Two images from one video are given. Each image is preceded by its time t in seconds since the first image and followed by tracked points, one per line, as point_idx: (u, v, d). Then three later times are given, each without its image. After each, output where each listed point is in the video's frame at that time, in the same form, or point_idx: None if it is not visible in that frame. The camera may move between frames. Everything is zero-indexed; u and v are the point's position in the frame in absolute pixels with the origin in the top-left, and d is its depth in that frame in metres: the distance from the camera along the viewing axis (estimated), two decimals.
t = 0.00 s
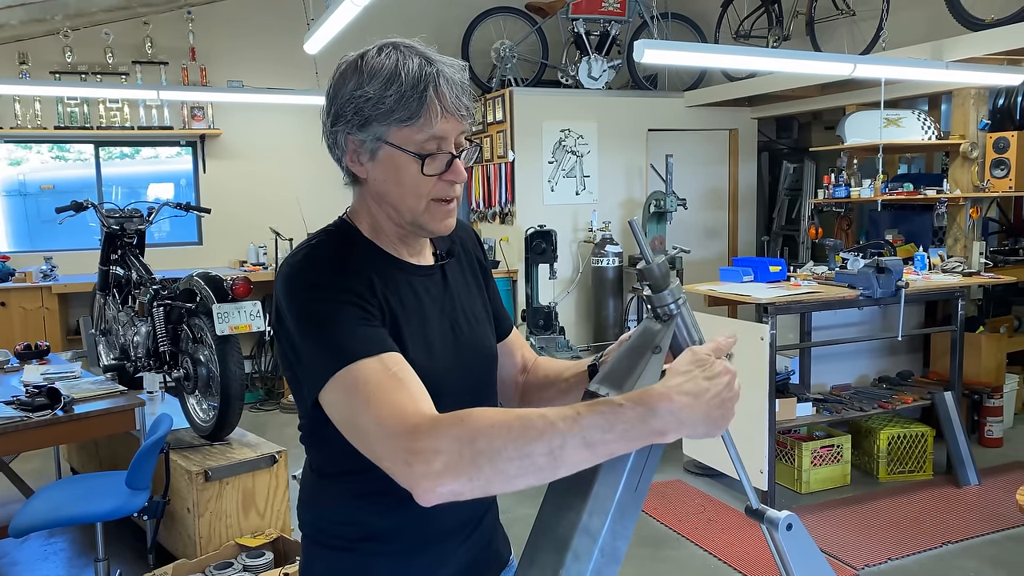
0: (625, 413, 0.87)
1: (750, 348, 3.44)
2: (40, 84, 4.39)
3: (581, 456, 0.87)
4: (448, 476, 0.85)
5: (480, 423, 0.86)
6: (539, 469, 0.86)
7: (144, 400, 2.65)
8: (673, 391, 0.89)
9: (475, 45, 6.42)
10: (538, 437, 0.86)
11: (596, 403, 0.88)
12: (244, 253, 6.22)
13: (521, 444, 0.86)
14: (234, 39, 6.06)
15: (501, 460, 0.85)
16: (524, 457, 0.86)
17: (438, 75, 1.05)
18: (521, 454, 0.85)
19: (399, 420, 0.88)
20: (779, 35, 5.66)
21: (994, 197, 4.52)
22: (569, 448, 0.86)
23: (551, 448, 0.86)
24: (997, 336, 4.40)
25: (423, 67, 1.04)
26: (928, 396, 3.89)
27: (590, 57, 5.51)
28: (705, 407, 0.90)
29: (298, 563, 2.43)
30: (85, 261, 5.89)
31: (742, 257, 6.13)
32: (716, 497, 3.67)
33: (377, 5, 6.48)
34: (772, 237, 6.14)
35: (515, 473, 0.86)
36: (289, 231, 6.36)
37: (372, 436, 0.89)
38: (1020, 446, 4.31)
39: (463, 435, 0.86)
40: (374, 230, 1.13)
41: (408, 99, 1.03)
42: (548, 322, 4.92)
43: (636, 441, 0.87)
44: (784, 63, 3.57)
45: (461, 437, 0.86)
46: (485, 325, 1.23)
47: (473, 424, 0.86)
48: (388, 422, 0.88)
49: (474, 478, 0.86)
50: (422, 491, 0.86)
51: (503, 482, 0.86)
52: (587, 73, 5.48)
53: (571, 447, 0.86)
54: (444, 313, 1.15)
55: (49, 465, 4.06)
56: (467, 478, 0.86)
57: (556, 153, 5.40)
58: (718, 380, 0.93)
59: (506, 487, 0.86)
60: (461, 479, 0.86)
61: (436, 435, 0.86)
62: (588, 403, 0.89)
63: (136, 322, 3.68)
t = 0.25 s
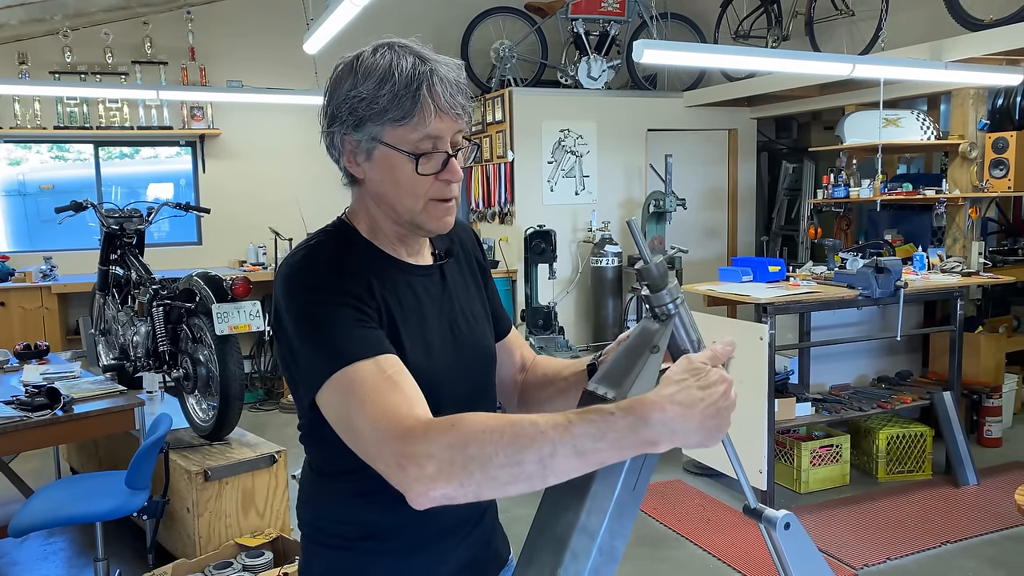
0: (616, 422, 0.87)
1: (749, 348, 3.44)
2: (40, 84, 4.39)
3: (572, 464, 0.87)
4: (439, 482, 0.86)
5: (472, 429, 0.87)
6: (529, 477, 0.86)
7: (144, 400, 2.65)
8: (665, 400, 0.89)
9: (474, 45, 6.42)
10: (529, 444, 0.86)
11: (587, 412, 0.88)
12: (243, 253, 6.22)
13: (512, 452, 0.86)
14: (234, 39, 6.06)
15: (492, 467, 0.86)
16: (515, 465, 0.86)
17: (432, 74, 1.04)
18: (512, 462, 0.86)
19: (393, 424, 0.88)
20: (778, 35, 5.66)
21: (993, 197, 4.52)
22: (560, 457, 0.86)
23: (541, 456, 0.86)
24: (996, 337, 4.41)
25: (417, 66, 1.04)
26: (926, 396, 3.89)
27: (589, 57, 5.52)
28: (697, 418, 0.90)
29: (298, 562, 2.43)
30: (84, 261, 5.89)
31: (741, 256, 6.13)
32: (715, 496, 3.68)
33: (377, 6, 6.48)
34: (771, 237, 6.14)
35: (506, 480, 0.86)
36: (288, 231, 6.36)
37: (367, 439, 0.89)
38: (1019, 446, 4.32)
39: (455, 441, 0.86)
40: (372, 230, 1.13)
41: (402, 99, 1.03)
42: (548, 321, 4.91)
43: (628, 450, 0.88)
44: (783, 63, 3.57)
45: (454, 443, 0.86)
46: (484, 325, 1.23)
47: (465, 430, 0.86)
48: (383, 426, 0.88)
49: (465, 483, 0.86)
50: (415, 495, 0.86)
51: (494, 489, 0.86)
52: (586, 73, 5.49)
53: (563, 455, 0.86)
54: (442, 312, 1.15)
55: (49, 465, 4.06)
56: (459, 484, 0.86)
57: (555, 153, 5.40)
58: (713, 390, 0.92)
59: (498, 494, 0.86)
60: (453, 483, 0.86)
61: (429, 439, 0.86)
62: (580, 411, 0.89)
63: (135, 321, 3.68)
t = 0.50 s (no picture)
0: (618, 433, 0.87)
1: (748, 349, 3.44)
2: (40, 85, 4.39)
3: (573, 472, 0.87)
4: (441, 488, 0.86)
5: (473, 436, 0.87)
6: (530, 485, 0.87)
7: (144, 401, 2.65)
8: (664, 411, 0.88)
9: (474, 46, 6.43)
10: (530, 453, 0.86)
11: (588, 421, 0.88)
12: (243, 254, 6.22)
13: (514, 460, 0.86)
14: (234, 39, 6.07)
15: (494, 474, 0.86)
16: (516, 473, 0.86)
17: (428, 73, 1.05)
18: (513, 470, 0.86)
19: (394, 430, 0.88)
20: (777, 36, 5.67)
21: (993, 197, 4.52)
22: (561, 465, 0.86)
23: (543, 465, 0.86)
24: (996, 337, 4.41)
25: (413, 66, 1.04)
26: (926, 397, 3.90)
27: (590, 58, 5.47)
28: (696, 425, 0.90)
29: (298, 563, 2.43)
30: (84, 262, 5.89)
31: (741, 257, 6.13)
32: (714, 497, 3.68)
33: (376, 6, 6.48)
34: (771, 238, 6.16)
35: (508, 487, 0.86)
36: (288, 232, 6.36)
37: (368, 445, 0.89)
38: (1018, 446, 4.32)
39: (456, 449, 0.86)
40: (372, 232, 1.13)
41: (399, 98, 1.03)
42: (548, 322, 4.90)
43: (628, 459, 0.88)
44: (783, 63, 3.57)
45: (457, 449, 0.86)
46: (485, 327, 1.23)
47: (466, 438, 0.86)
48: (384, 432, 0.88)
49: (467, 489, 0.86)
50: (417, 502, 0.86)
51: (496, 496, 0.86)
52: (586, 74, 5.47)
53: (564, 464, 0.86)
54: (442, 315, 1.15)
55: (49, 466, 4.06)
56: (461, 491, 0.86)
57: (555, 154, 5.40)
58: (713, 397, 0.92)
59: (499, 501, 0.87)
60: (455, 490, 0.86)
61: (430, 446, 0.86)
62: (580, 420, 0.89)
63: (135, 322, 3.68)
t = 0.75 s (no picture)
0: (625, 436, 0.88)
1: (748, 351, 3.45)
2: (40, 86, 4.40)
3: (581, 476, 0.88)
4: (450, 494, 0.86)
5: (481, 442, 0.87)
6: (539, 489, 0.87)
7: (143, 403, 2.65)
8: (672, 412, 0.89)
9: (473, 48, 6.44)
10: (538, 458, 0.86)
11: (596, 424, 0.89)
12: (242, 255, 6.22)
13: (523, 466, 0.86)
14: (234, 41, 6.07)
15: (503, 480, 0.86)
16: (525, 478, 0.86)
17: (417, 72, 1.05)
18: (522, 475, 0.86)
19: (401, 437, 0.88)
20: (777, 38, 5.69)
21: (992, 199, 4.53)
22: (569, 470, 0.87)
23: (551, 470, 0.87)
24: (995, 338, 4.42)
25: (400, 65, 1.05)
26: (926, 398, 3.90)
27: (588, 59, 5.53)
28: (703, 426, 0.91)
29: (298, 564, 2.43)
30: (83, 264, 5.89)
31: (740, 258, 6.14)
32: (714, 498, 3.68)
33: (376, 7, 6.49)
34: (770, 239, 6.17)
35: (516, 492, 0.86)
36: (287, 233, 6.35)
37: (375, 451, 0.90)
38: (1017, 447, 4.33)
39: (465, 454, 0.86)
40: (372, 235, 1.14)
41: (389, 99, 1.03)
42: (548, 323, 4.90)
43: (635, 462, 0.88)
44: (783, 65, 3.58)
45: (466, 455, 0.86)
46: (489, 328, 1.23)
47: (474, 444, 0.87)
48: (391, 439, 0.89)
49: (475, 495, 0.87)
50: (425, 507, 0.87)
51: (504, 501, 0.87)
52: (585, 75, 5.50)
53: (572, 468, 0.87)
54: (445, 316, 1.15)
55: (48, 467, 4.05)
56: (470, 496, 0.86)
57: (555, 155, 5.41)
58: (717, 399, 0.92)
59: (507, 506, 0.87)
60: (463, 496, 0.86)
61: (438, 452, 0.86)
62: (588, 424, 0.90)
63: (135, 324, 3.68)
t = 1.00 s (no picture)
0: (630, 436, 0.88)
1: (747, 352, 3.45)
2: (39, 88, 4.40)
3: (586, 476, 0.88)
4: (454, 495, 0.86)
5: (486, 442, 0.87)
6: (543, 490, 0.87)
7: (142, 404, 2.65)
8: (676, 413, 0.89)
9: (473, 50, 6.45)
10: (543, 457, 0.86)
11: (600, 424, 0.89)
12: (241, 257, 6.22)
13: (527, 465, 0.86)
14: (233, 43, 6.07)
15: (507, 480, 0.86)
16: (530, 477, 0.86)
17: (415, 76, 1.05)
18: (527, 475, 0.86)
19: (404, 437, 0.88)
20: (776, 40, 5.69)
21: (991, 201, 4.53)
22: (574, 470, 0.87)
23: (556, 469, 0.87)
24: (994, 340, 4.43)
25: (398, 69, 1.05)
26: (925, 399, 3.90)
27: (587, 61, 5.53)
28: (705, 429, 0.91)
29: (297, 566, 2.43)
30: (82, 265, 5.89)
31: (739, 260, 6.13)
32: (713, 500, 3.68)
33: (375, 9, 6.49)
34: (769, 241, 6.18)
35: (520, 492, 0.86)
36: (286, 234, 6.35)
37: (378, 452, 0.90)
38: (1016, 449, 4.33)
39: (469, 455, 0.86)
40: (375, 237, 1.14)
41: (387, 105, 1.03)
42: (547, 325, 4.90)
43: (639, 462, 0.88)
44: (782, 67, 3.59)
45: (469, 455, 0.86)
46: (491, 330, 1.23)
47: (478, 444, 0.87)
48: (394, 439, 0.89)
49: (480, 496, 0.86)
50: (429, 508, 0.87)
51: (508, 502, 0.87)
52: (584, 77, 5.50)
53: (577, 468, 0.87)
54: (447, 318, 1.15)
55: (47, 469, 4.05)
56: (474, 497, 0.87)
57: (554, 157, 5.41)
58: (719, 398, 0.92)
59: (511, 506, 0.87)
60: (467, 496, 0.86)
61: (442, 452, 0.87)
62: (592, 424, 0.90)
63: (134, 325, 3.67)
